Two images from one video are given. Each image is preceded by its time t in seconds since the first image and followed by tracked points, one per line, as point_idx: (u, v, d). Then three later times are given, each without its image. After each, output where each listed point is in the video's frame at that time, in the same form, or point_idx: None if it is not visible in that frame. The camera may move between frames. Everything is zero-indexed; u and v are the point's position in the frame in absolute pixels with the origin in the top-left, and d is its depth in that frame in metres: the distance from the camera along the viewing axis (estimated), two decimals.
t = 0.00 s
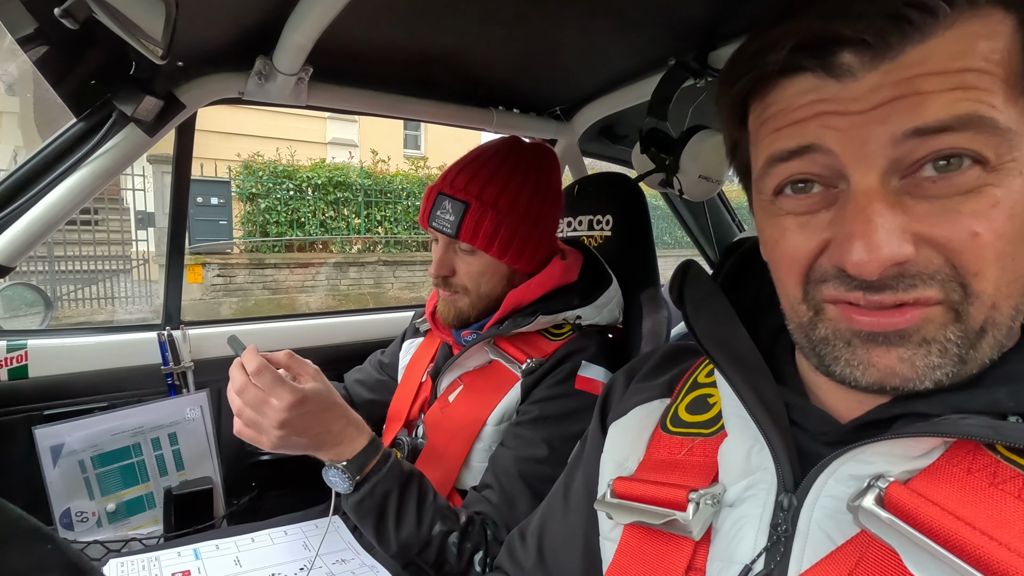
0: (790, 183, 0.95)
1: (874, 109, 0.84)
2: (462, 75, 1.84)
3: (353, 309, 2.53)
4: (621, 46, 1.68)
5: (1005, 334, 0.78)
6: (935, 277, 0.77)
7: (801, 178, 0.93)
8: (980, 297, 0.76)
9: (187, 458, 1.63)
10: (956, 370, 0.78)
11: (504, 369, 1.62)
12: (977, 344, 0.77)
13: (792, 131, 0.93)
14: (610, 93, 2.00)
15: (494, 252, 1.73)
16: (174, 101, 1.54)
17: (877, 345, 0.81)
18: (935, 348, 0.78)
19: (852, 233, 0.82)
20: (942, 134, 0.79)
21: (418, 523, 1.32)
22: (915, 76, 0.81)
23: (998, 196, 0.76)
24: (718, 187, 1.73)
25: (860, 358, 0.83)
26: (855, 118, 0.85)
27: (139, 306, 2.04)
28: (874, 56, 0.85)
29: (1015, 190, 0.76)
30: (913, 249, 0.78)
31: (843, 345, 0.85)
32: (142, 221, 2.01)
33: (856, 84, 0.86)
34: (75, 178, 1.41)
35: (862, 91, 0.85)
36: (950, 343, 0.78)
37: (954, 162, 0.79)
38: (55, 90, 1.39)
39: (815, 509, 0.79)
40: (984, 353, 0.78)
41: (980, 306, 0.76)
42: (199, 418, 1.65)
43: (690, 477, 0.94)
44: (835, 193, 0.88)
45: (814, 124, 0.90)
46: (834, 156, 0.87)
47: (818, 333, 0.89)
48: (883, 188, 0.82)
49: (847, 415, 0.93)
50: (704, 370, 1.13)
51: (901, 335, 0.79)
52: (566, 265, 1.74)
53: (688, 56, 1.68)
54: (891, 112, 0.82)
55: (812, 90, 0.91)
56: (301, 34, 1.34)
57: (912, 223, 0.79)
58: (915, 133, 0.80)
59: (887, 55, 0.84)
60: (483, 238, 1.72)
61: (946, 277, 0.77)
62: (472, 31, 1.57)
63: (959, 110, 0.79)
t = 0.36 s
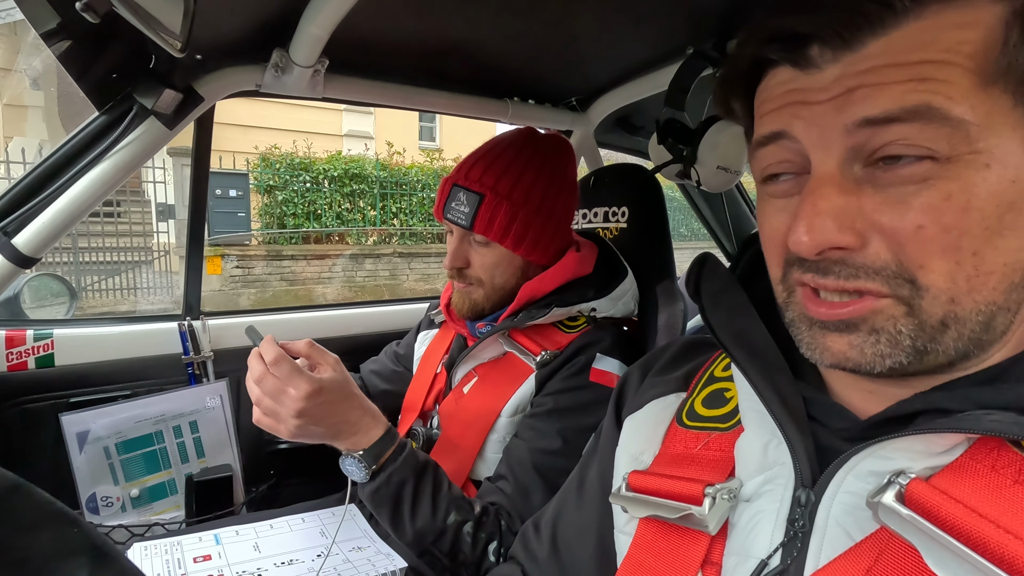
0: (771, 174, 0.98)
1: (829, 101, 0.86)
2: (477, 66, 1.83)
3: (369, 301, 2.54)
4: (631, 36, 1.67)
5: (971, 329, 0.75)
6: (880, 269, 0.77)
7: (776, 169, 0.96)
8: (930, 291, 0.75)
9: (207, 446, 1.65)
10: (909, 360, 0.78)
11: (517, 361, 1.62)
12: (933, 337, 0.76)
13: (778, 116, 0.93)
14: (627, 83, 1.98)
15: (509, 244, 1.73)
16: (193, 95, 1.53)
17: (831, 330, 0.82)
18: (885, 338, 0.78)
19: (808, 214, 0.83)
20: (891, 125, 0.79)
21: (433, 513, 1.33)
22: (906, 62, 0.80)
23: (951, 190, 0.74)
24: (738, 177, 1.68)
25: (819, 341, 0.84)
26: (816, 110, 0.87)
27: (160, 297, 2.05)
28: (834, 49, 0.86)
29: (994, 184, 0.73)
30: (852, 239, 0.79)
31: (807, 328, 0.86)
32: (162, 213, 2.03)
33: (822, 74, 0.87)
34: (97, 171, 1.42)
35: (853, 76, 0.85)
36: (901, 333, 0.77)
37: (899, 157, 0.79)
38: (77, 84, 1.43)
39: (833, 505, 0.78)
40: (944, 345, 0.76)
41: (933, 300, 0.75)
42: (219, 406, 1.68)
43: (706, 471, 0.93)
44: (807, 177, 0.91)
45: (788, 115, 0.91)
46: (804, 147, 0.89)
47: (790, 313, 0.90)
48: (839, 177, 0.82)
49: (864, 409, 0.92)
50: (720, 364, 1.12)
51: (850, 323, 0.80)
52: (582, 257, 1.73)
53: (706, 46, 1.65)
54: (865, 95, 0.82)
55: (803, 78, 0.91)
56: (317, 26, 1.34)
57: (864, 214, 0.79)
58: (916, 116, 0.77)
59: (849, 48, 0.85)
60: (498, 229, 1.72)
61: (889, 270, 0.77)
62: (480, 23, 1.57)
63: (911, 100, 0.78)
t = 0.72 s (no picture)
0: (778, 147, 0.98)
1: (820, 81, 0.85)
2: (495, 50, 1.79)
3: (385, 291, 2.52)
4: (652, 18, 1.63)
5: (954, 317, 0.73)
6: (854, 250, 0.77)
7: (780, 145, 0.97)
8: (902, 275, 0.74)
9: (224, 434, 1.63)
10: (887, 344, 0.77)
11: (535, 352, 1.59)
12: (909, 322, 0.74)
13: (790, 95, 0.90)
14: (648, 68, 1.93)
15: (527, 232, 1.69)
16: (207, 82, 1.48)
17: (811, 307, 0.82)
18: (858, 319, 0.78)
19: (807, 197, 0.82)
20: (870, 107, 0.78)
21: (450, 505, 1.30)
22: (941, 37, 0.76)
23: (927, 173, 0.73)
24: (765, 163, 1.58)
25: (804, 319, 0.83)
26: (807, 90, 0.87)
27: (179, 286, 2.03)
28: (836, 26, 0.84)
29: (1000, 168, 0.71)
30: (828, 219, 0.79)
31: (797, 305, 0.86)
32: (181, 203, 2.02)
33: (816, 53, 0.87)
34: (113, 158, 1.41)
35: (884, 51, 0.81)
36: (874, 315, 0.76)
37: (880, 138, 0.78)
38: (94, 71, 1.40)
39: (872, 507, 0.74)
40: (923, 332, 0.74)
41: (905, 284, 0.74)
42: (236, 395, 1.65)
43: (738, 470, 0.90)
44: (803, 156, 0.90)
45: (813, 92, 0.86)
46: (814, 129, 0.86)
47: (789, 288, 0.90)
48: (822, 156, 0.82)
49: (901, 403, 0.87)
50: (750, 356, 1.07)
51: (827, 301, 0.80)
52: (602, 246, 1.69)
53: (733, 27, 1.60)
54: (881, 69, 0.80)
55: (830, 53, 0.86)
56: (332, 8, 1.31)
57: (843, 196, 0.79)
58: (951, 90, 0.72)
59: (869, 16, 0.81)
60: (515, 217, 1.68)
61: (861, 252, 0.77)
62: (498, 6, 1.53)
63: (890, 81, 0.77)
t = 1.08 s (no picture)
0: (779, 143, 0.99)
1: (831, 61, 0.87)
2: (509, 41, 1.78)
3: (399, 283, 2.54)
4: (666, 7, 1.62)
5: (878, 294, 0.81)
6: (791, 236, 0.89)
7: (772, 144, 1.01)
8: (825, 254, 0.85)
9: (241, 423, 1.65)
10: (825, 320, 0.87)
11: (548, 345, 1.59)
12: (838, 296, 0.84)
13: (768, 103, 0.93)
14: (664, 58, 1.92)
15: (540, 225, 1.69)
16: (223, 75, 1.50)
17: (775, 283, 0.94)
18: (799, 292, 0.89)
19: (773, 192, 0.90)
20: (790, 116, 0.90)
21: (462, 495, 1.31)
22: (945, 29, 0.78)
23: (837, 170, 0.83)
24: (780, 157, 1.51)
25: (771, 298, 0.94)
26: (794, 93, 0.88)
27: (199, 278, 2.07)
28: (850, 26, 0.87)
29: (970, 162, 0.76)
30: (771, 209, 0.91)
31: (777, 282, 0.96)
32: (199, 195, 2.04)
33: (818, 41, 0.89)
34: (133, 150, 1.43)
35: (887, 43, 0.82)
36: (809, 289, 0.87)
37: (806, 139, 0.88)
38: (113, 65, 1.42)
39: (881, 502, 0.74)
40: (854, 306, 0.83)
41: (830, 264, 0.84)
42: (252, 385, 1.67)
43: (746, 463, 0.89)
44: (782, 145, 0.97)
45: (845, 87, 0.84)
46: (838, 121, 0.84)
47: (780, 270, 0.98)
48: (766, 160, 0.93)
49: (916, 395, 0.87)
50: (763, 353, 1.07)
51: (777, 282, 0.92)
52: (615, 239, 1.68)
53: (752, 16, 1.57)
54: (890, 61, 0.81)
55: (836, 45, 0.87)
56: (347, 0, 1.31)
57: (784, 190, 0.90)
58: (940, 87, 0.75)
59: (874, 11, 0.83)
60: (529, 210, 1.68)
61: (796, 236, 0.88)
62: None
63: (802, 93, 0.89)
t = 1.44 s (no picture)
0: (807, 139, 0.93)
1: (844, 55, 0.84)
2: (522, 34, 1.76)
3: (411, 278, 2.53)
4: None
5: (889, 288, 0.80)
6: (801, 230, 0.87)
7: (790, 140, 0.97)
8: (839, 247, 0.83)
9: (254, 417, 1.66)
10: (841, 318, 0.84)
11: (561, 341, 1.58)
12: (856, 292, 0.82)
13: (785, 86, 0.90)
14: (678, 50, 1.89)
15: (553, 219, 1.67)
16: (237, 68, 1.49)
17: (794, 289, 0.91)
18: (818, 292, 0.86)
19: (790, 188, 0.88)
20: (792, 113, 0.88)
21: (474, 491, 1.30)
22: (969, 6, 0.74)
23: (837, 163, 0.82)
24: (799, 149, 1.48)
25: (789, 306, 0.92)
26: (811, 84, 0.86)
27: (213, 273, 2.08)
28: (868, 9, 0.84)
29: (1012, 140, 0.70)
30: (777, 207, 0.90)
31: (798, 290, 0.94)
32: (214, 190, 2.04)
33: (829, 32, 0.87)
34: (147, 145, 1.43)
35: (909, 29, 0.79)
36: (830, 286, 0.85)
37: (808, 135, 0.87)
38: (128, 59, 1.42)
39: (902, 505, 0.72)
40: (867, 302, 0.82)
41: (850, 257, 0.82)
42: (266, 378, 1.67)
43: (760, 462, 0.88)
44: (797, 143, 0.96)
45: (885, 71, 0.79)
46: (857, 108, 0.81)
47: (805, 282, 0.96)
48: (771, 157, 0.92)
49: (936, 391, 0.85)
50: (779, 353, 1.05)
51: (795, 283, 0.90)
52: (629, 233, 1.67)
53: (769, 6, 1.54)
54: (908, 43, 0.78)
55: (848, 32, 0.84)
56: None
57: (788, 187, 0.89)
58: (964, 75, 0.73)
59: None
60: (541, 204, 1.67)
61: (809, 228, 0.86)
62: None
63: (801, 89, 0.87)
